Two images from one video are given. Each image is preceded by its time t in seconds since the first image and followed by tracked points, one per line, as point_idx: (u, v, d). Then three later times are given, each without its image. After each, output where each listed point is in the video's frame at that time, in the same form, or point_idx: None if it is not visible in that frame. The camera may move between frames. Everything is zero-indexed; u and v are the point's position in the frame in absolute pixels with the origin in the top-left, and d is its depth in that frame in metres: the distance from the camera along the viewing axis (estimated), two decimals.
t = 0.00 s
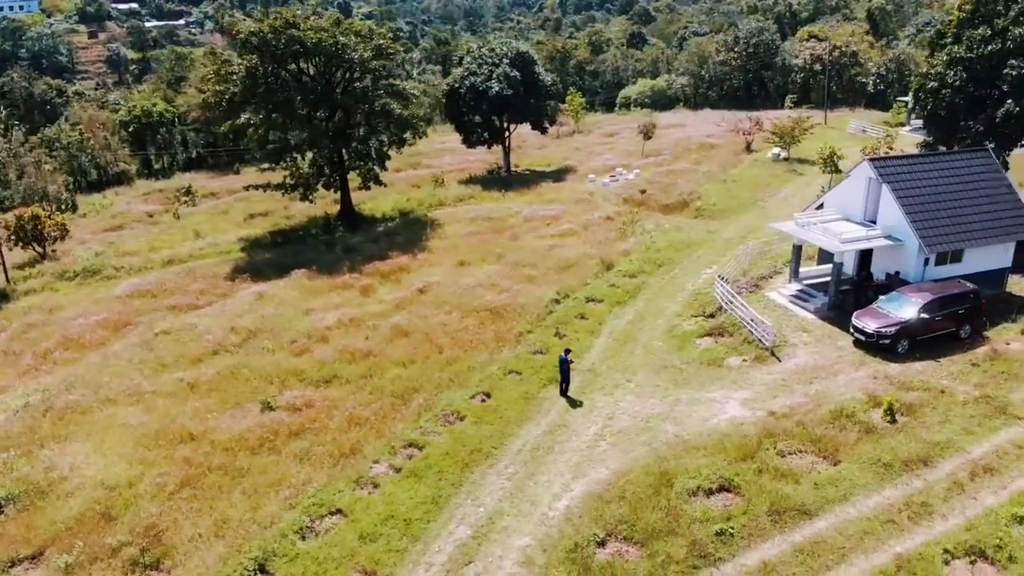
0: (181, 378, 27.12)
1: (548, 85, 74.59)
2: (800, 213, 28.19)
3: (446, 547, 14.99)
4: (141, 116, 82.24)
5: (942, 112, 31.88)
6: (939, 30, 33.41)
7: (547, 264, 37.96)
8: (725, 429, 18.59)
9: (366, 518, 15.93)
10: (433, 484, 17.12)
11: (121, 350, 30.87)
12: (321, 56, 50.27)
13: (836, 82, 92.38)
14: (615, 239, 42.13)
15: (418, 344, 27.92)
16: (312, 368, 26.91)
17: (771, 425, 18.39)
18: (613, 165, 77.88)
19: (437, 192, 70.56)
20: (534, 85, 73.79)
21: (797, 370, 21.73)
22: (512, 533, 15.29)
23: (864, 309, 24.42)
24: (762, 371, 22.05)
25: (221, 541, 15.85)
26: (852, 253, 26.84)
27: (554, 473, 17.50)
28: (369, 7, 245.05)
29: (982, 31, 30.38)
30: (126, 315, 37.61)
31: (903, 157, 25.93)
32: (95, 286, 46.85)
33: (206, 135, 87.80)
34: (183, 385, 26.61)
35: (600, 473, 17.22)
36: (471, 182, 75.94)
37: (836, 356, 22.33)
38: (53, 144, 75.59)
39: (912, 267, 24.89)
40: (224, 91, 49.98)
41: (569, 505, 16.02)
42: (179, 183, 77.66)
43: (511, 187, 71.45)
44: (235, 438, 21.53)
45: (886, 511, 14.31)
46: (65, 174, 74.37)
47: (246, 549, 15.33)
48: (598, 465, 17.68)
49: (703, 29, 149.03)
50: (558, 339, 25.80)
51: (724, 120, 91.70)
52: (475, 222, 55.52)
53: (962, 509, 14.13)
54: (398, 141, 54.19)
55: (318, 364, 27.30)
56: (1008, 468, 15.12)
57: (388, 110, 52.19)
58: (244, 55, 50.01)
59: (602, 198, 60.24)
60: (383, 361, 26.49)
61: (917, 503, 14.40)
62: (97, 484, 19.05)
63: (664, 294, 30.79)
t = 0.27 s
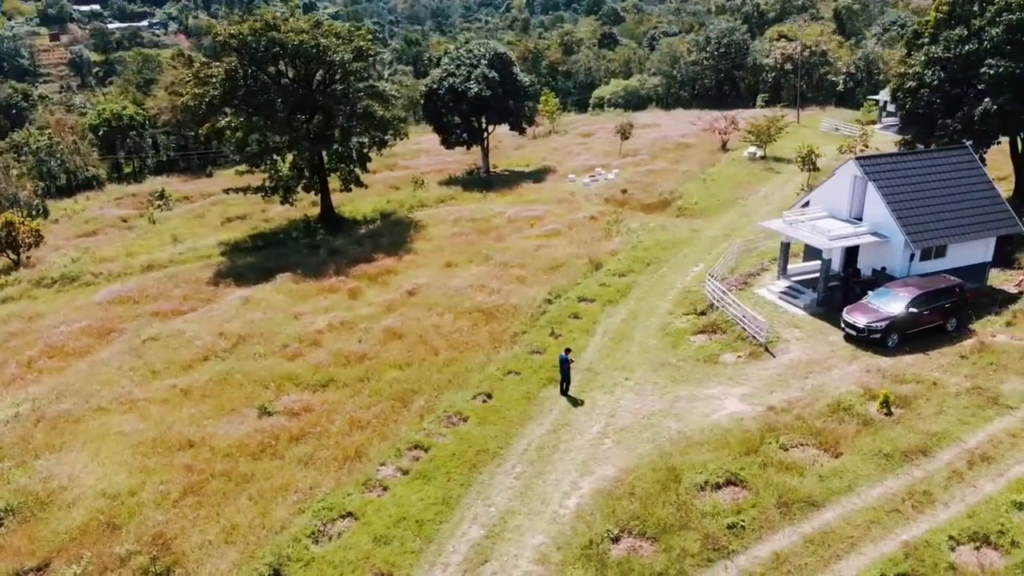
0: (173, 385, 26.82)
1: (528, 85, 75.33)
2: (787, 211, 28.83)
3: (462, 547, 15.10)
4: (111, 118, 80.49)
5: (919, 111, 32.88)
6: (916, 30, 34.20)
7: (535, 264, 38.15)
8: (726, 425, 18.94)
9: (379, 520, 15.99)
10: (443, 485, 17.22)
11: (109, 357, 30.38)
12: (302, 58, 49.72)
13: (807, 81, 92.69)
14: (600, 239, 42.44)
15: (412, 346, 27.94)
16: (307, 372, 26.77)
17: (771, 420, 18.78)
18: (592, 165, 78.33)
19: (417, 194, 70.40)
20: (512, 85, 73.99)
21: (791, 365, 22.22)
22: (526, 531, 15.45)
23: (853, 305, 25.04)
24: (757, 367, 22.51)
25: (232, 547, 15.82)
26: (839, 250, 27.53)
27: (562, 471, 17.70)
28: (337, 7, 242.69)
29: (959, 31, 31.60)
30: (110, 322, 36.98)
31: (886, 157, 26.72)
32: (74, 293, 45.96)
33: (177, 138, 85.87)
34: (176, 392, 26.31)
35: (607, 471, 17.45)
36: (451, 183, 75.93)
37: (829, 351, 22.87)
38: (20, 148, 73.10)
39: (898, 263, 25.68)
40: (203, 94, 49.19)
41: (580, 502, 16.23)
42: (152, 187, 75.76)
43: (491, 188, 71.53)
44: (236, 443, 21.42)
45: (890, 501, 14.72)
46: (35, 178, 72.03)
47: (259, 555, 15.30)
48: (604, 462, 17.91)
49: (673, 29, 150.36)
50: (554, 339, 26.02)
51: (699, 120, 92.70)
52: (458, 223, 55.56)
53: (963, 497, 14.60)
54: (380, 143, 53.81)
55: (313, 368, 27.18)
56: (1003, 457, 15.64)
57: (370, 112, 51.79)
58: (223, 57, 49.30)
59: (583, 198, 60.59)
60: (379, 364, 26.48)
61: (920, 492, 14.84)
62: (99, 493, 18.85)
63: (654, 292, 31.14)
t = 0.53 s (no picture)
0: (166, 391, 26.53)
1: (507, 87, 75.08)
2: (775, 210, 29.40)
3: (473, 546, 15.21)
4: (83, 121, 78.24)
5: (901, 111, 33.92)
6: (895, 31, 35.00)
7: (523, 265, 38.33)
8: (726, 421, 19.26)
9: (388, 522, 16.03)
10: (450, 486, 17.30)
11: (97, 364, 29.94)
12: (285, 59, 49.14)
13: (780, 81, 93.94)
14: (587, 239, 42.72)
15: (407, 348, 27.96)
16: (302, 375, 26.66)
17: (770, 416, 19.13)
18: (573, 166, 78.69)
19: (399, 195, 70.21)
20: (493, 86, 74.05)
21: (785, 362, 22.66)
22: (536, 530, 15.60)
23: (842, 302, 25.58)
24: (752, 364, 22.92)
25: (242, 552, 15.77)
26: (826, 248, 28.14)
27: (567, 469, 17.88)
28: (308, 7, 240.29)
29: (938, 32, 32.34)
30: (94, 327, 36.40)
31: (871, 156, 27.37)
32: (54, 300, 45.14)
33: (151, 141, 83.95)
34: (169, 398, 26.03)
35: (612, 469, 17.65)
36: (432, 184, 75.87)
37: (821, 347, 23.37)
38: None
39: (885, 260, 26.35)
40: (184, 97, 48.42)
41: (587, 500, 16.42)
42: (127, 190, 73.99)
43: (473, 189, 71.56)
44: (236, 448, 21.31)
45: (892, 492, 15.08)
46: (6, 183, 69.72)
47: (269, 560, 15.28)
48: (608, 460, 18.12)
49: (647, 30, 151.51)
50: (550, 339, 26.22)
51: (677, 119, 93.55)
52: (442, 225, 55.57)
53: (962, 487, 15.02)
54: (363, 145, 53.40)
55: (308, 371, 27.07)
56: (998, 447, 16.11)
57: (353, 113, 51.36)
58: (204, 59, 48.60)
59: (566, 198, 60.89)
60: (375, 366, 26.46)
61: (920, 483, 15.24)
62: (100, 502, 18.65)
63: (645, 291, 31.47)
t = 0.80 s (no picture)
0: (159, 397, 26.24)
1: (488, 88, 75.04)
2: (764, 208, 29.92)
3: (486, 546, 15.31)
4: (56, 125, 74.90)
5: (884, 109, 34.98)
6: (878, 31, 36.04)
7: (512, 265, 38.46)
8: (726, 416, 19.59)
9: (399, 523, 16.09)
10: (457, 486, 17.36)
11: (86, 370, 29.46)
12: (268, 61, 48.53)
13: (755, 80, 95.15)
14: (574, 239, 42.96)
15: (403, 350, 27.97)
16: (298, 379, 26.54)
17: (769, 410, 19.47)
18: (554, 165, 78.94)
19: (381, 196, 69.97)
20: (473, 86, 74.11)
21: (780, 357, 23.09)
22: (546, 527, 15.75)
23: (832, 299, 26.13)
24: (748, 360, 23.31)
25: (252, 557, 15.73)
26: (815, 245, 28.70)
27: (572, 467, 18.05)
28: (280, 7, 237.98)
29: (919, 32, 33.25)
30: (79, 332, 35.79)
31: (858, 154, 28.01)
32: (34, 306, 44.25)
33: (125, 144, 81.55)
34: (163, 404, 25.73)
35: (617, 465, 17.85)
36: (414, 185, 75.72)
37: (814, 343, 23.85)
38: None
39: (873, 256, 26.94)
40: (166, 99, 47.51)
41: (595, 497, 16.59)
42: (103, 194, 72.16)
43: (456, 190, 71.56)
44: (236, 453, 21.19)
45: (894, 483, 15.45)
46: None
47: (281, 564, 15.26)
48: (613, 457, 18.32)
49: (622, 30, 152.54)
50: (546, 339, 26.40)
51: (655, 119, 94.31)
52: (428, 225, 55.54)
53: (961, 476, 15.44)
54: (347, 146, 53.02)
55: (304, 374, 26.98)
56: (992, 437, 16.58)
57: (338, 115, 51.00)
58: (185, 61, 47.76)
59: (550, 198, 61.11)
60: (371, 368, 26.43)
61: (920, 473, 15.64)
62: (102, 510, 18.44)
63: (636, 290, 31.76)
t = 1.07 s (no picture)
0: (153, 403, 25.93)
1: (469, 88, 74.82)
2: (753, 205, 30.38)
3: (498, 545, 15.41)
4: (28, 128, 73.37)
5: (867, 108, 35.77)
6: (859, 32, 37.05)
7: (502, 265, 38.58)
8: (726, 412, 19.90)
9: (410, 524, 16.14)
10: (466, 486, 17.45)
11: (75, 377, 28.98)
12: (251, 62, 47.86)
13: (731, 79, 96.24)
14: (561, 238, 43.17)
15: (399, 351, 27.96)
16: (294, 382, 26.40)
17: (769, 405, 19.79)
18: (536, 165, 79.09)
19: (364, 197, 69.64)
20: (454, 86, 73.92)
21: (775, 353, 23.49)
22: (557, 525, 15.89)
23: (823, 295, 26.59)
24: (744, 356, 23.67)
25: (263, 561, 15.68)
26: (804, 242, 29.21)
27: (578, 465, 18.23)
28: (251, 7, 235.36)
29: (900, 32, 34.19)
30: (63, 338, 35.15)
31: (846, 153, 28.59)
32: (15, 312, 43.37)
33: (98, 147, 79.76)
34: (157, 410, 25.43)
35: (622, 463, 18.06)
36: (396, 186, 75.47)
37: (807, 338, 24.29)
38: None
39: (862, 253, 27.51)
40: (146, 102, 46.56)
41: (603, 495, 16.77)
42: (76, 198, 70.57)
43: (439, 190, 71.50)
44: (237, 457, 21.05)
45: (896, 475, 15.82)
46: None
47: (294, 569, 15.23)
48: (617, 454, 18.53)
49: (597, 30, 153.39)
50: (542, 338, 26.56)
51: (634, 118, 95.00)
52: (413, 226, 55.46)
53: (960, 466, 15.86)
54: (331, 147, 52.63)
55: (300, 378, 26.85)
56: (987, 428, 17.06)
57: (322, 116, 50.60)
58: (166, 63, 46.87)
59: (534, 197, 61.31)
60: (368, 370, 26.38)
61: (921, 464, 16.04)
62: (105, 518, 18.23)
63: (628, 288, 32.01)
